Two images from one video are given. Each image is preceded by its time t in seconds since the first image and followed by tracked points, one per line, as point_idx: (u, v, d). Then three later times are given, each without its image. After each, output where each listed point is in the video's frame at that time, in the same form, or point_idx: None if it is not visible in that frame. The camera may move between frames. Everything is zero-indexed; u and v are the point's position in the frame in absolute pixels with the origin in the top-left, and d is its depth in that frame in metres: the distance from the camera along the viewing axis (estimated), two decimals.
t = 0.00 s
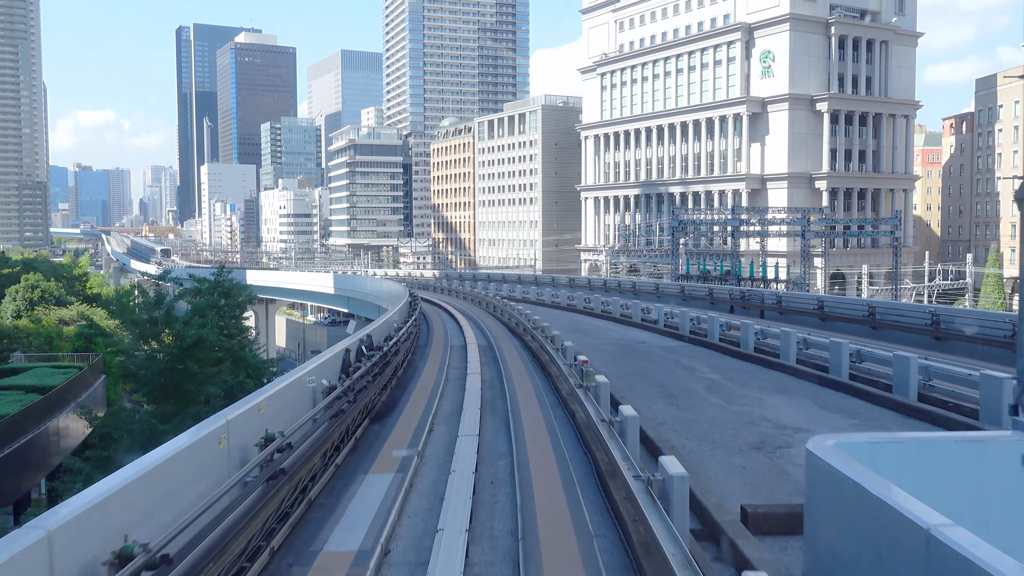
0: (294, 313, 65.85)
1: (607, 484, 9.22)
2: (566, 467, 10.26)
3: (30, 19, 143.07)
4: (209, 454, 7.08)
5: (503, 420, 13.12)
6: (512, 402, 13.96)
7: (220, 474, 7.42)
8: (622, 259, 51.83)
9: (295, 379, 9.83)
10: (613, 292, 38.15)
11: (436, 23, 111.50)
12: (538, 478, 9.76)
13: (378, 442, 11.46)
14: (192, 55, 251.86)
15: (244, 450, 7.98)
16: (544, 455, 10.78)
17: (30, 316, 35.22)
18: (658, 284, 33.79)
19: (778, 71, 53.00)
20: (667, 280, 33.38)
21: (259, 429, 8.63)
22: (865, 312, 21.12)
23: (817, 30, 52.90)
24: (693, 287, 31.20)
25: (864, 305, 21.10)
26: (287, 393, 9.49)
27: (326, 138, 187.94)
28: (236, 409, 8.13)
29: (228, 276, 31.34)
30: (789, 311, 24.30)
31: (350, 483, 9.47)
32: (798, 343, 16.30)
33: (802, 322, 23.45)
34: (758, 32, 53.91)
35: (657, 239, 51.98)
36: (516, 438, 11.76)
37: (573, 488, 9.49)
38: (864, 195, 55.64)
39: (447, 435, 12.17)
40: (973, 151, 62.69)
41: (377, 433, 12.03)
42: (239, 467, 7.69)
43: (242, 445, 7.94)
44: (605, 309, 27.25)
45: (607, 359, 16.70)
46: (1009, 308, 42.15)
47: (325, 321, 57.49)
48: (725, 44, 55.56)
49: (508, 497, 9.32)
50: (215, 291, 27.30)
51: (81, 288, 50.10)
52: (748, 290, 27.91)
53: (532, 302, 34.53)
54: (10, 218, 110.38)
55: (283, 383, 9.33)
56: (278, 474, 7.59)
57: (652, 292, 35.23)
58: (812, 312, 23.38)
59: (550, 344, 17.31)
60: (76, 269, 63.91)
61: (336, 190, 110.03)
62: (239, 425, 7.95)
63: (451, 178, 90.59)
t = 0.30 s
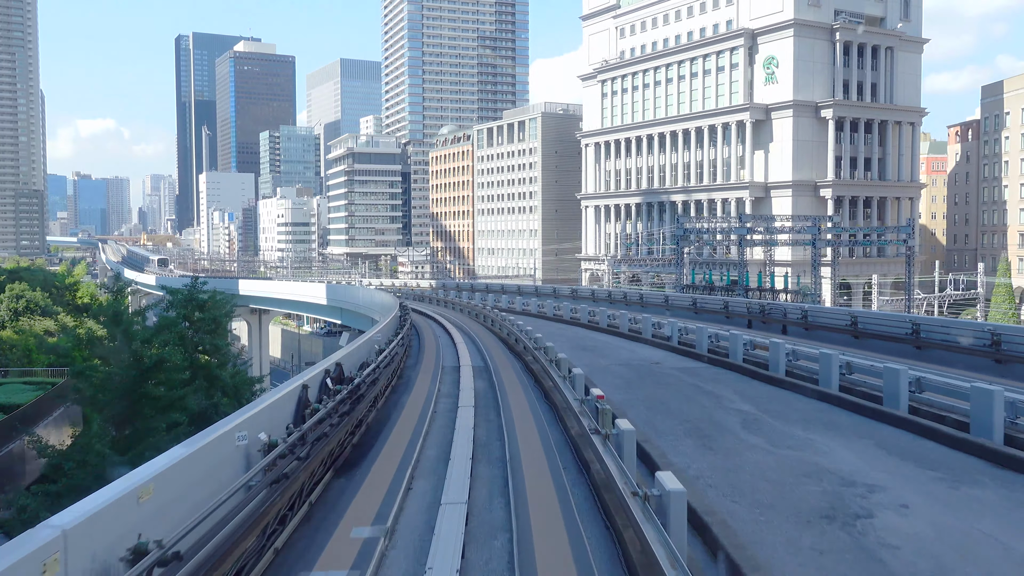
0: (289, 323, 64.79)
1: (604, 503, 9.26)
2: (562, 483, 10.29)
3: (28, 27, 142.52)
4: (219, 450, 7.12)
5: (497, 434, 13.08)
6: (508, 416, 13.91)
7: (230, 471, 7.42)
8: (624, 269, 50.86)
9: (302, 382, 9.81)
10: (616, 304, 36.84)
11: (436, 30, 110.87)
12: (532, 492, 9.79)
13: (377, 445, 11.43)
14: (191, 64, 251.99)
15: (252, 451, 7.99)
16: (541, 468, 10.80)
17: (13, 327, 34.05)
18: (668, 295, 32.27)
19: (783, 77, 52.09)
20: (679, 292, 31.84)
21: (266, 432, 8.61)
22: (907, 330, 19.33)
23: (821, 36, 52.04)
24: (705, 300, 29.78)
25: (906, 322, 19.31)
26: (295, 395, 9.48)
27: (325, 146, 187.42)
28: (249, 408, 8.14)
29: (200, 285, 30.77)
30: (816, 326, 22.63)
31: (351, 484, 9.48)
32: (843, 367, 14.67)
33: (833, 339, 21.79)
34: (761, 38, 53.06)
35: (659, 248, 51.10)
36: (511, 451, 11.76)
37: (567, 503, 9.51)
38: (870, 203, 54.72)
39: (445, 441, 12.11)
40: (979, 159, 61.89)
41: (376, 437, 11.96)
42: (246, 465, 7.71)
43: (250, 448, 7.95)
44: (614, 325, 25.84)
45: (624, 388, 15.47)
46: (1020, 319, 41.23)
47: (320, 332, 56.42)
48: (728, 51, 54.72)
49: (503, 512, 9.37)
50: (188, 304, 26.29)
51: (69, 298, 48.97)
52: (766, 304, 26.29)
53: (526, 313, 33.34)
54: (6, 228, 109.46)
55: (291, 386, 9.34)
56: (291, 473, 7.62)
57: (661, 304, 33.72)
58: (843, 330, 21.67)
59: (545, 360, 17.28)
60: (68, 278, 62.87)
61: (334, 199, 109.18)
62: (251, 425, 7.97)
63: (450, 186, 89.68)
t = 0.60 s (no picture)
0: (284, 333, 63.72)
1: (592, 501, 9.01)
2: (552, 486, 9.98)
3: (25, 35, 141.90)
4: (204, 467, 6.78)
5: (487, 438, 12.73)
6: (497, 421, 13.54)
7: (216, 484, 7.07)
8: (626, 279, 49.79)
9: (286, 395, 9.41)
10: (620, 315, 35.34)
11: (435, 38, 110.29)
12: (523, 496, 9.47)
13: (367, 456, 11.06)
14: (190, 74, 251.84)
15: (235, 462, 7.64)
16: (533, 472, 10.48)
17: None
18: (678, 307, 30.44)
19: (787, 83, 51.25)
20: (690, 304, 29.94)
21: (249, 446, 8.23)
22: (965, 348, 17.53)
23: (826, 42, 51.20)
24: (720, 313, 27.91)
25: (964, 340, 17.50)
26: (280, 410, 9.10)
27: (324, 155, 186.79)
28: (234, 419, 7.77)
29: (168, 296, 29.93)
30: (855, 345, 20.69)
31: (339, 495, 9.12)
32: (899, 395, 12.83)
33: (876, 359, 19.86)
34: (765, 43, 52.29)
35: (662, 257, 50.13)
36: (499, 457, 11.41)
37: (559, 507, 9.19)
38: (876, 212, 53.78)
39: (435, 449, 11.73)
40: (985, 167, 61.11)
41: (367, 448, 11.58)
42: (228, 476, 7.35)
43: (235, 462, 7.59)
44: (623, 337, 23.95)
45: (644, 410, 14.22)
46: None
47: (315, 342, 55.33)
48: (731, 57, 53.89)
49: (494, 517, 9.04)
50: (155, 317, 26.11)
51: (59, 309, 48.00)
52: (791, 316, 24.27)
53: (520, 325, 32.05)
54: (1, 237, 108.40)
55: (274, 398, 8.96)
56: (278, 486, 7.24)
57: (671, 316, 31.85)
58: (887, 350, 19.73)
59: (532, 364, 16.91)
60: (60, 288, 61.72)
61: (332, 208, 108.18)
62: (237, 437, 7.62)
63: (448, 195, 88.77)
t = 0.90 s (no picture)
0: (280, 343, 62.59)
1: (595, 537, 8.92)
2: (552, 516, 9.86)
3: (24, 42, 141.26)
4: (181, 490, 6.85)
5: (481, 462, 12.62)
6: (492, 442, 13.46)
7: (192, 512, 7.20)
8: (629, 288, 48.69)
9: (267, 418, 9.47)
10: (625, 328, 33.86)
11: (435, 45, 109.68)
12: (522, 524, 9.40)
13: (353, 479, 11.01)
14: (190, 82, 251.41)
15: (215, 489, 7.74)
16: (530, 498, 10.44)
17: None
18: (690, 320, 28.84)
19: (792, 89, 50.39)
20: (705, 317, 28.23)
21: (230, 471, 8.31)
22: None
23: (832, 47, 50.44)
24: (744, 327, 25.93)
25: None
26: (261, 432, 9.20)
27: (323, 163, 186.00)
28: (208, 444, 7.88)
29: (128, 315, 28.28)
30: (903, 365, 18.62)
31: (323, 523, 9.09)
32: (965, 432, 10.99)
33: (930, 381, 17.67)
34: (769, 49, 51.49)
35: (666, 266, 49.08)
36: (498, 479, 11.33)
37: (557, 535, 9.15)
38: (882, 220, 52.74)
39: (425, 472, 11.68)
40: (992, 175, 60.18)
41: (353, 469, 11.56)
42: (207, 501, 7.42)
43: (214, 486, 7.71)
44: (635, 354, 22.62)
45: (668, 434, 13.26)
46: None
47: (310, 353, 54.18)
48: (735, 62, 53.01)
49: (488, 547, 8.99)
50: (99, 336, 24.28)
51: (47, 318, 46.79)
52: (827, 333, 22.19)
53: (518, 337, 30.94)
54: None
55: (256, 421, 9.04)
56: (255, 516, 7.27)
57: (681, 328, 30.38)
58: (942, 372, 17.56)
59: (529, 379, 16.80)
60: (51, 296, 60.54)
61: (330, 215, 107.09)
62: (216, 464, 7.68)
63: (447, 203, 87.77)
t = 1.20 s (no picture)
0: (275, 349, 61.35)
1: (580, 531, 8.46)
2: (535, 503, 9.52)
3: (21, 44, 139.85)
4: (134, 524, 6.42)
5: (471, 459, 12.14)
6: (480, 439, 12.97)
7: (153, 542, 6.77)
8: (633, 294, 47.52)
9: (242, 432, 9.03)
10: (632, 337, 32.21)
11: (434, 48, 108.63)
12: (509, 517, 8.93)
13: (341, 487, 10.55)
14: (188, 87, 250.51)
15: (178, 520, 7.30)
16: (518, 491, 9.98)
17: None
18: (707, 330, 27.27)
19: (798, 90, 49.35)
20: (725, 327, 26.50)
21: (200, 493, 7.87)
22: None
23: (839, 48, 49.39)
24: (772, 335, 23.93)
25: None
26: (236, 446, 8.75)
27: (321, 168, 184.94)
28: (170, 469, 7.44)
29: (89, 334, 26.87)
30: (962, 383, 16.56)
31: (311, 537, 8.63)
32: None
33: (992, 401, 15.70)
34: (775, 49, 50.40)
35: (670, 272, 47.97)
36: (486, 475, 10.86)
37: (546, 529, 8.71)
38: (890, 225, 51.61)
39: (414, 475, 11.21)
40: (1001, 179, 59.09)
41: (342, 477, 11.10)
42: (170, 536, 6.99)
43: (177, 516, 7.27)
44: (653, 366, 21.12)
45: (693, 472, 12.32)
46: None
47: (305, 359, 52.94)
48: (740, 63, 51.93)
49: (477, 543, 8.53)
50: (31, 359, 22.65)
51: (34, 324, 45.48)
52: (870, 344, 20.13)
53: (514, 345, 29.73)
54: None
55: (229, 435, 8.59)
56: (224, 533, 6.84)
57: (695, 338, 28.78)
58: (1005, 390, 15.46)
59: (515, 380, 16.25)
60: (41, 301, 59.17)
61: (328, 220, 105.87)
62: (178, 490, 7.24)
63: (446, 208, 86.66)
